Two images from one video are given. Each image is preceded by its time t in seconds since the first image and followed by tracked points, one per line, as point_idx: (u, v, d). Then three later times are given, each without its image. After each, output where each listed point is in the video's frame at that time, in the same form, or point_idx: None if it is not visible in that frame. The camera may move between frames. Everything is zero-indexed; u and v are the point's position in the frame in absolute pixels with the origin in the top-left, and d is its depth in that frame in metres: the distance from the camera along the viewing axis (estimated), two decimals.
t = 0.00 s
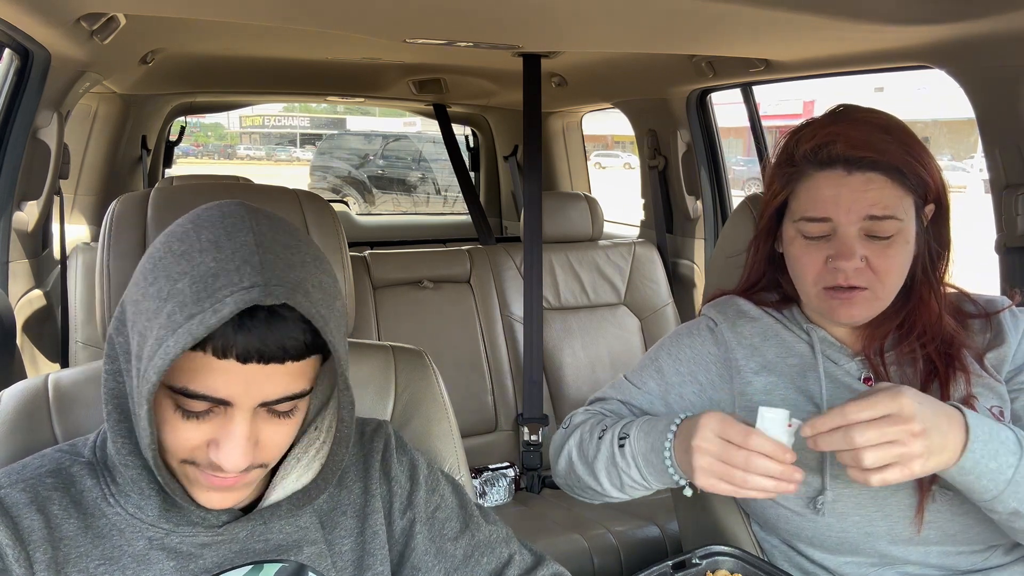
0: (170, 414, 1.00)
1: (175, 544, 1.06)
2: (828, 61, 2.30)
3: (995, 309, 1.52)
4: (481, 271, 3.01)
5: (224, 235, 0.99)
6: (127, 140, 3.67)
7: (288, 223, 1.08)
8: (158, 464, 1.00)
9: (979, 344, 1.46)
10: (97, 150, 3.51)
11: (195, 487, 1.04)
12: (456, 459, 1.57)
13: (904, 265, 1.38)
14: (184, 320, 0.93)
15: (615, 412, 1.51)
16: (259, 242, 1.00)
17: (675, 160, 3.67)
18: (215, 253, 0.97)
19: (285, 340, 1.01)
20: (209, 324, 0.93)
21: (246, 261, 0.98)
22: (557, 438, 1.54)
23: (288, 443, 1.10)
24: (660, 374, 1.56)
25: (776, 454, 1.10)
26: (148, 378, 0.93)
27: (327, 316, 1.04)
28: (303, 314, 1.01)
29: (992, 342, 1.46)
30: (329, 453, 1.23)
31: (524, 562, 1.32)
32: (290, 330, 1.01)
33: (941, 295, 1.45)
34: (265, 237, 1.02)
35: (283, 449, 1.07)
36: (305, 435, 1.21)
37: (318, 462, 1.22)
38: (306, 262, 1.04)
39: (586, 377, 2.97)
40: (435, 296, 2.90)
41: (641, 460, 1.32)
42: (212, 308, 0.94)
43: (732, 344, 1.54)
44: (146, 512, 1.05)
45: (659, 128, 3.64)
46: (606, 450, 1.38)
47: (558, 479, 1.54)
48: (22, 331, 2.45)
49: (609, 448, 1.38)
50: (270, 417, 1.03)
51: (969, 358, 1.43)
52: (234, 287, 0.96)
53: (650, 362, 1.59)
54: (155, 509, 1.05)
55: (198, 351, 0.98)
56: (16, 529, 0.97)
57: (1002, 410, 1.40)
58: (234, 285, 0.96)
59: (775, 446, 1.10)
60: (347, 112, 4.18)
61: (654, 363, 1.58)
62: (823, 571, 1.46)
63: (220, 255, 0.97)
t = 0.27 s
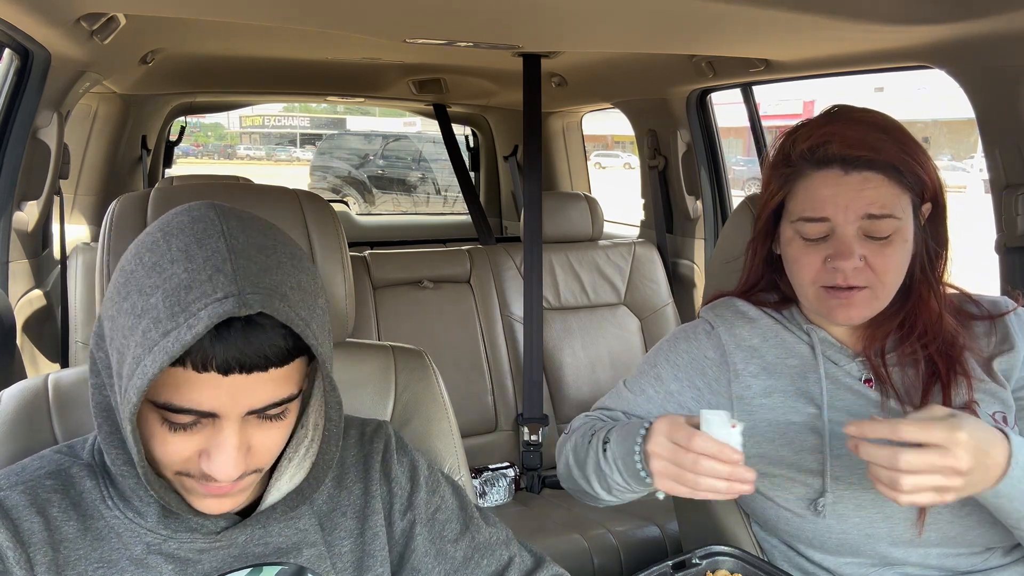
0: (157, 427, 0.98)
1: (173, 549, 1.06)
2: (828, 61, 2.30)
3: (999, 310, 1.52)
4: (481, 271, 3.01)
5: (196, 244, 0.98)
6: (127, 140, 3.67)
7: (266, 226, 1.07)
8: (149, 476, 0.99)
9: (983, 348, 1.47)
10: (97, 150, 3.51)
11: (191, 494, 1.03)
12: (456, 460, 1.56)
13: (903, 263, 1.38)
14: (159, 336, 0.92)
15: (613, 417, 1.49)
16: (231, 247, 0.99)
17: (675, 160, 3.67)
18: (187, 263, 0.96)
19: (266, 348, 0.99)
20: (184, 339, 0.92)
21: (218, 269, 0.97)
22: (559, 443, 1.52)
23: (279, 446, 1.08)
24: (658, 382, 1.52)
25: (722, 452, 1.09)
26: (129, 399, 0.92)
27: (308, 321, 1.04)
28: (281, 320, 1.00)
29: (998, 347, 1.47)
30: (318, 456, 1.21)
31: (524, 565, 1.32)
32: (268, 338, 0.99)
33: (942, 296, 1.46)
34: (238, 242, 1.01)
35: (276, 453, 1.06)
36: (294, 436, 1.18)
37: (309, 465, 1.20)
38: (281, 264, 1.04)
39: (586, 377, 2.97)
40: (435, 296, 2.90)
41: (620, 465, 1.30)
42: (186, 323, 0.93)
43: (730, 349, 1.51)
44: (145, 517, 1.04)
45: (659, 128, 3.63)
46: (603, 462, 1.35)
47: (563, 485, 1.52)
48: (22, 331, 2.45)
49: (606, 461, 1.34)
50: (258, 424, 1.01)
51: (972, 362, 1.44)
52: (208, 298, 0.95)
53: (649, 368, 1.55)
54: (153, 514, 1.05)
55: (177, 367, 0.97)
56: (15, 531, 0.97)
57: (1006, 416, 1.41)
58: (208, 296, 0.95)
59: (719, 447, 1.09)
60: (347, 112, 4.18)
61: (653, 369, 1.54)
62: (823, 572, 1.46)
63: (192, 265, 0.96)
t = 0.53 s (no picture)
0: (156, 437, 0.98)
1: (174, 549, 1.06)
2: (828, 61, 2.30)
3: (1001, 312, 1.56)
4: (481, 271, 3.01)
5: (190, 253, 0.97)
6: (127, 140, 3.67)
7: (260, 230, 1.06)
8: (149, 484, 0.99)
9: (984, 352, 1.49)
10: (97, 150, 3.51)
11: (191, 501, 1.03)
12: (456, 461, 1.56)
13: (899, 270, 1.39)
14: (156, 352, 0.92)
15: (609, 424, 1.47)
16: (227, 256, 0.98)
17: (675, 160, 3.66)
18: (182, 274, 0.95)
19: (263, 360, 0.99)
20: (181, 355, 0.91)
21: (214, 280, 0.96)
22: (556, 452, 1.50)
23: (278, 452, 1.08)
24: (654, 388, 1.49)
25: (637, 489, 1.12)
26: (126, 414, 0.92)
27: (305, 330, 1.04)
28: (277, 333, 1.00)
29: (999, 351, 1.50)
30: (320, 457, 1.21)
31: (525, 565, 1.32)
32: (265, 350, 0.99)
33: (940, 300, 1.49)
34: (233, 250, 0.99)
35: (276, 459, 1.07)
36: (295, 439, 1.19)
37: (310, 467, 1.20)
38: (278, 272, 1.03)
39: (586, 377, 2.97)
40: (435, 297, 2.90)
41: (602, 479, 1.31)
42: (183, 337, 0.92)
43: (725, 353, 1.49)
44: (148, 518, 1.05)
45: (659, 128, 3.63)
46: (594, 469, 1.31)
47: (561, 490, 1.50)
48: (22, 331, 2.45)
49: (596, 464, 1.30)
50: (258, 434, 1.01)
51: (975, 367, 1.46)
52: (204, 311, 0.94)
53: (646, 375, 1.52)
54: (156, 514, 1.05)
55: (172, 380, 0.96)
56: (17, 531, 0.97)
57: (1006, 421, 1.43)
58: (203, 309, 0.94)
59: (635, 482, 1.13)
60: (347, 112, 4.18)
61: (649, 375, 1.51)
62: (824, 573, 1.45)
63: (187, 276, 0.95)
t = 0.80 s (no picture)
0: (156, 444, 0.97)
1: (174, 549, 1.05)
2: (828, 61, 2.30)
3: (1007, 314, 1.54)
4: (481, 271, 3.01)
5: (183, 257, 0.96)
6: (127, 140, 3.67)
7: (251, 231, 1.06)
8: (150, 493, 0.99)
9: (985, 355, 1.48)
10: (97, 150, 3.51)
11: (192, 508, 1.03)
12: (457, 460, 1.56)
13: (896, 270, 1.38)
14: (153, 359, 0.92)
15: (609, 430, 1.49)
16: (220, 260, 0.98)
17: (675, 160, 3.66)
18: (176, 280, 0.95)
19: (262, 362, 0.99)
20: (180, 362, 0.91)
21: (209, 285, 0.96)
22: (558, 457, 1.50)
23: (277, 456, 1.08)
24: (654, 393, 1.51)
25: (614, 531, 1.08)
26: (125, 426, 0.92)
27: (302, 328, 1.04)
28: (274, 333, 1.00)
29: (1001, 355, 1.49)
30: (320, 456, 1.21)
31: (525, 565, 1.32)
32: (263, 351, 0.99)
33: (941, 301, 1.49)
34: (225, 253, 0.99)
35: (276, 462, 1.07)
36: (294, 438, 1.19)
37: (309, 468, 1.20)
38: (272, 273, 1.03)
39: (586, 377, 2.97)
40: (435, 297, 2.90)
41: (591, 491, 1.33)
42: (180, 343, 0.92)
43: (722, 357, 1.49)
44: (147, 518, 1.05)
45: (659, 128, 3.63)
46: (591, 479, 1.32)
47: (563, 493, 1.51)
48: (22, 331, 2.45)
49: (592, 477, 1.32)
50: (261, 436, 1.01)
51: (975, 371, 1.45)
52: (200, 316, 0.94)
53: (644, 379, 1.54)
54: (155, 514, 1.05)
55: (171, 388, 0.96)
56: (15, 531, 0.97)
57: (1006, 426, 1.41)
58: (199, 314, 0.94)
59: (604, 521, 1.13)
60: (347, 112, 4.18)
61: (649, 380, 1.53)
62: None
63: (182, 280, 0.95)
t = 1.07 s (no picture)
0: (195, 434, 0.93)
1: (171, 547, 1.04)
2: (828, 61, 2.30)
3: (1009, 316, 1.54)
4: (481, 271, 3.01)
5: (178, 244, 0.90)
6: (127, 139, 3.67)
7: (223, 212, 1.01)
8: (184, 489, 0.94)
9: (985, 357, 1.49)
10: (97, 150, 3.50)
11: (227, 496, 1.00)
12: (457, 460, 1.56)
13: (890, 272, 1.38)
14: (200, 342, 0.88)
15: (608, 436, 1.50)
16: (217, 238, 0.94)
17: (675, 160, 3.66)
18: (185, 265, 0.89)
19: (291, 318, 0.99)
20: (234, 334, 0.89)
21: (222, 261, 0.91)
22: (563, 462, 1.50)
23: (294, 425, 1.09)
24: (653, 399, 1.50)
25: (614, 547, 1.10)
26: (188, 411, 0.88)
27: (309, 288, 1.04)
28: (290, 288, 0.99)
29: (1002, 358, 1.49)
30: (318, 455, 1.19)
31: (528, 559, 1.32)
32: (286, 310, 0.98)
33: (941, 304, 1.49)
34: (217, 232, 0.95)
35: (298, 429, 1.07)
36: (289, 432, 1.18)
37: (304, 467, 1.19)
38: (264, 245, 1.00)
39: (586, 377, 2.97)
40: (435, 296, 2.90)
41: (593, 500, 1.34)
42: (223, 319, 0.89)
43: (720, 361, 1.48)
44: (142, 515, 1.03)
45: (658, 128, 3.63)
46: (593, 491, 1.33)
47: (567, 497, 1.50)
48: (23, 331, 2.45)
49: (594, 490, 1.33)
50: (289, 400, 1.01)
51: (975, 375, 1.45)
52: (229, 290, 0.90)
53: (643, 384, 1.54)
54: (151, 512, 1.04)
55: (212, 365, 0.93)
56: (5, 532, 0.95)
57: (1006, 431, 1.42)
58: (226, 288, 0.90)
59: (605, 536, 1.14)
60: (347, 112, 4.18)
61: (648, 385, 1.53)
62: None
63: (193, 264, 0.89)
